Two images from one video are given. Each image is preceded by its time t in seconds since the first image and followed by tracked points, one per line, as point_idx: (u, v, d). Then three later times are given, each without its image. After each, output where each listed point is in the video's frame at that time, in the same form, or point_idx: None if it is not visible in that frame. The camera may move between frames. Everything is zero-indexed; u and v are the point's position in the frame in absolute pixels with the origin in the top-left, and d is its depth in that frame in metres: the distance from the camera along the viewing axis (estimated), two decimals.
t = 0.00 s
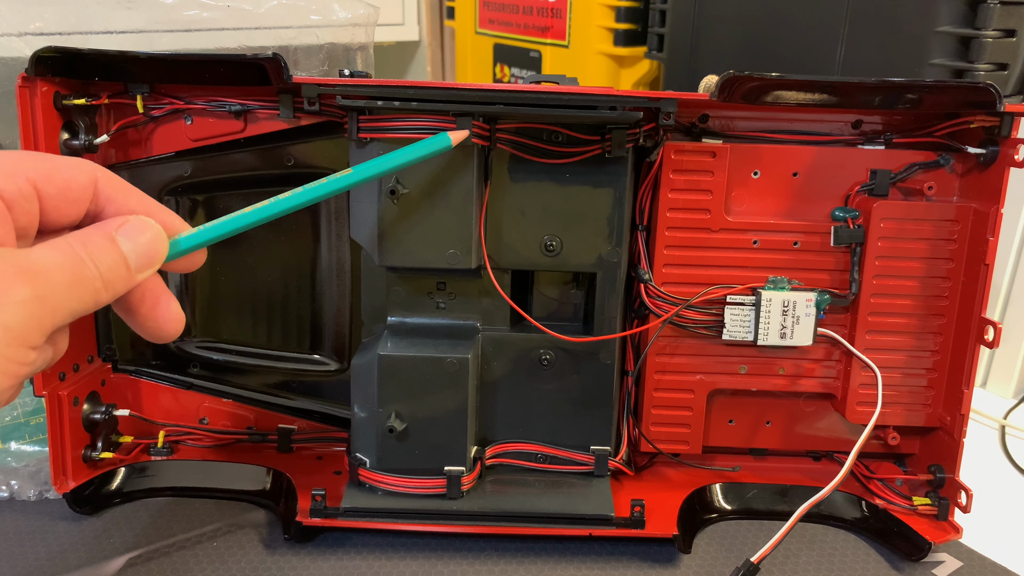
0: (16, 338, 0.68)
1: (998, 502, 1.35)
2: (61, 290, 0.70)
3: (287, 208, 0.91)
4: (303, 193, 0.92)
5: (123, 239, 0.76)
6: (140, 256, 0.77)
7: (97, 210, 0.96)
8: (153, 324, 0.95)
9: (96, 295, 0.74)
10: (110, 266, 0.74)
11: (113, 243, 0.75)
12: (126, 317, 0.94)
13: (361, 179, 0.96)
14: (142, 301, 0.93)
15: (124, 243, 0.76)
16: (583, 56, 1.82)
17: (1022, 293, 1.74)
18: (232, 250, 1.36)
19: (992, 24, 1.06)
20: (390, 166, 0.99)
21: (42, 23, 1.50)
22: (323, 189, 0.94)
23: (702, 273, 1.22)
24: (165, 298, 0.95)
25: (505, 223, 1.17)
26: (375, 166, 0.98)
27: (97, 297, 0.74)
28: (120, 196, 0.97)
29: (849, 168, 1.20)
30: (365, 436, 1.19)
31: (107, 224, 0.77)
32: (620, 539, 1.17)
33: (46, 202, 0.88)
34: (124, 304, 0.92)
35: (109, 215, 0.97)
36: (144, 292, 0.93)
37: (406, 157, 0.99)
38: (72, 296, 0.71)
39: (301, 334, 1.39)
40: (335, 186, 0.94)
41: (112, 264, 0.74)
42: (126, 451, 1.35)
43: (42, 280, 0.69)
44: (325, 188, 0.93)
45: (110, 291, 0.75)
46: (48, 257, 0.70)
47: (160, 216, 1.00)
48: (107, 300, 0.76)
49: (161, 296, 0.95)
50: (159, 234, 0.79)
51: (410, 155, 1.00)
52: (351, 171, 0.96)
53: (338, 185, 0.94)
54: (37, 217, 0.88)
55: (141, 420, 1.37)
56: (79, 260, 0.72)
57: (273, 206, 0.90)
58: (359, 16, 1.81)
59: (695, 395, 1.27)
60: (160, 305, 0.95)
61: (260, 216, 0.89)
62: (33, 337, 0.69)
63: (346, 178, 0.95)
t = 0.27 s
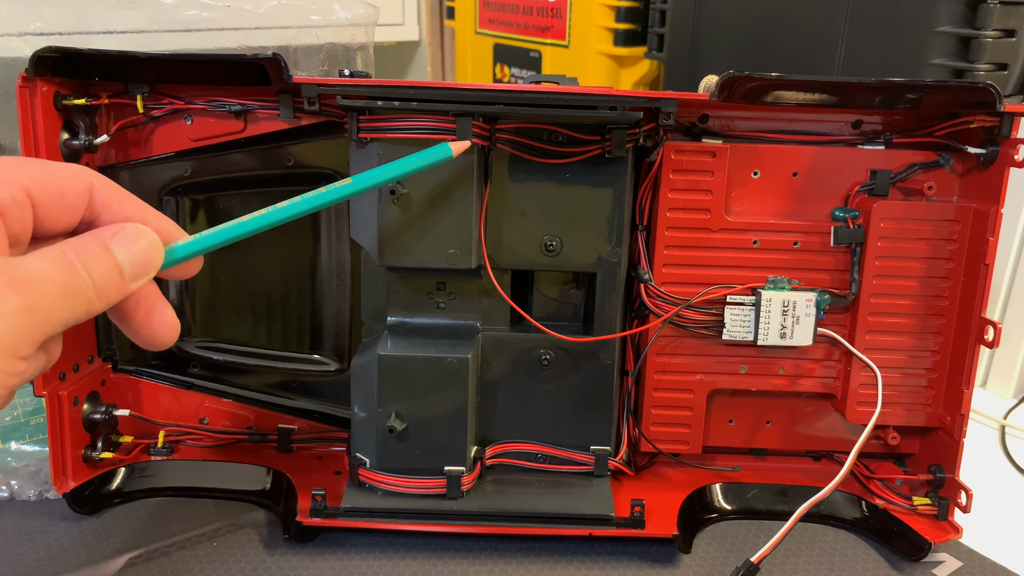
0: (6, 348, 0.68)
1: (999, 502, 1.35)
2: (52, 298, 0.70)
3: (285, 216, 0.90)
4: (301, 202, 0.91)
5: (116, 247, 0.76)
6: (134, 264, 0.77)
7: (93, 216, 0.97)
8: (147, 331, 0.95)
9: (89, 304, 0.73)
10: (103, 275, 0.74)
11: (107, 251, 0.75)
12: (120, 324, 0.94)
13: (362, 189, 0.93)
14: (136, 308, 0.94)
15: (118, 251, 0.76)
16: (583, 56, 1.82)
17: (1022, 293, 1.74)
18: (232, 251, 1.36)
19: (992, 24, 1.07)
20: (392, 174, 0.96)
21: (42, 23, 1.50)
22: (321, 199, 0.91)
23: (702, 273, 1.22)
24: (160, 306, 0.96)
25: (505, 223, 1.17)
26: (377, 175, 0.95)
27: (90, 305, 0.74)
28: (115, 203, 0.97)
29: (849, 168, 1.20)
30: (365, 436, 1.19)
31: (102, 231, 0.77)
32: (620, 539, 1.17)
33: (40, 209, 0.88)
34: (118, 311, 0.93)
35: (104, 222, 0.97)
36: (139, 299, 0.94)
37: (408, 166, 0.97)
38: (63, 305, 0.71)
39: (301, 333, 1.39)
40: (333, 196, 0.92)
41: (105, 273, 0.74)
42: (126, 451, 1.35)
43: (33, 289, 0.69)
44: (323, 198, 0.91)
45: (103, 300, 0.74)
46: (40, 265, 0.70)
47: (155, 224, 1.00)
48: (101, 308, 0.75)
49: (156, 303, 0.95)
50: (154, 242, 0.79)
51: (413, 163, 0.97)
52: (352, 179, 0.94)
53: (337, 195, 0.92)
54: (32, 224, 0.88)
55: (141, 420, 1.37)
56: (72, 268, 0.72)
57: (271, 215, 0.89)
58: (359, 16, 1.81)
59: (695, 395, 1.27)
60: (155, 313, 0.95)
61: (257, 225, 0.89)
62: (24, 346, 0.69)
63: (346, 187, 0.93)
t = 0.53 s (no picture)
0: (5, 350, 0.68)
1: (999, 502, 1.35)
2: (52, 299, 0.70)
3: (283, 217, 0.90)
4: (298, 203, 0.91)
5: (114, 249, 0.76)
6: (133, 266, 0.77)
7: (90, 219, 0.96)
8: (146, 334, 0.95)
9: (88, 306, 0.73)
10: (102, 276, 0.74)
11: (105, 252, 0.75)
12: (119, 326, 0.94)
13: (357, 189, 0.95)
14: (136, 311, 0.93)
15: (117, 253, 0.76)
16: (583, 56, 1.82)
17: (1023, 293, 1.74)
18: (232, 250, 1.36)
19: (992, 24, 1.06)
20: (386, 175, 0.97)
21: (41, 23, 1.51)
22: (318, 199, 0.92)
23: (702, 273, 1.22)
24: (159, 308, 0.96)
25: (505, 223, 1.17)
26: (371, 175, 0.96)
27: (88, 307, 0.74)
28: (112, 206, 0.97)
29: (849, 168, 1.20)
30: (365, 436, 1.19)
31: (101, 234, 0.77)
32: (620, 539, 1.17)
33: (37, 212, 0.88)
34: (117, 314, 0.92)
35: (101, 225, 0.97)
36: (137, 301, 0.93)
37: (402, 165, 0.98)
38: (62, 306, 0.71)
39: (302, 333, 1.39)
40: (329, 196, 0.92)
41: (104, 274, 0.74)
42: (126, 451, 1.35)
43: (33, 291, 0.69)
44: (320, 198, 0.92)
45: (102, 301, 0.75)
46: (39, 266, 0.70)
47: (153, 226, 1.00)
48: (100, 309, 0.75)
49: (154, 305, 0.95)
50: (152, 244, 0.79)
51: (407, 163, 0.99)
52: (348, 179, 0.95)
53: (333, 194, 0.93)
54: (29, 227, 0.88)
55: (141, 420, 1.37)
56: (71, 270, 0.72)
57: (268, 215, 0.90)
58: (359, 16, 1.81)
59: (695, 395, 1.27)
60: (154, 315, 0.95)
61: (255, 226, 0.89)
62: (23, 348, 0.69)
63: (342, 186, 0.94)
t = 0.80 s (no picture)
0: None
1: (998, 502, 1.35)
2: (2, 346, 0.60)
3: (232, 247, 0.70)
4: (250, 229, 0.70)
5: (72, 287, 0.65)
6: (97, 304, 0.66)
7: (47, 258, 0.85)
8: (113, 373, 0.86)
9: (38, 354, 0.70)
10: (57, 319, 0.64)
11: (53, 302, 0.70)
12: (84, 366, 0.86)
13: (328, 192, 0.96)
14: (100, 348, 0.85)
15: (75, 292, 0.65)
16: (583, 56, 1.82)
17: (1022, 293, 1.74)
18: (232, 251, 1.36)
19: (992, 24, 1.07)
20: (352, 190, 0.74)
21: (42, 23, 1.50)
22: (273, 223, 0.71)
23: (702, 273, 1.22)
24: (125, 344, 0.87)
25: (505, 223, 1.17)
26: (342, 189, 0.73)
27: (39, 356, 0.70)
28: (70, 241, 0.86)
29: (849, 168, 1.20)
30: (365, 436, 1.19)
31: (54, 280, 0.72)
32: (620, 539, 1.17)
33: None
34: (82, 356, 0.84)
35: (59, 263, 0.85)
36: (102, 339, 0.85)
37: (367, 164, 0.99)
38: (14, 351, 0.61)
39: (301, 333, 1.39)
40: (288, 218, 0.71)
41: (59, 314, 0.64)
42: (126, 451, 1.35)
43: None
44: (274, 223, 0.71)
45: (60, 345, 0.64)
46: None
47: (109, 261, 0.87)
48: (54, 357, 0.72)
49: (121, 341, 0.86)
50: (115, 278, 0.67)
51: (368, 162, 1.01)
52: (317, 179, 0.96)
53: (294, 216, 0.71)
54: None
55: (141, 420, 1.37)
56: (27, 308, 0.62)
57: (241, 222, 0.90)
58: (359, 16, 1.81)
59: (695, 395, 1.27)
60: (120, 352, 0.86)
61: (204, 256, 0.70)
62: None
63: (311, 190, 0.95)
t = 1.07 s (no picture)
0: None
1: (999, 502, 1.35)
2: None
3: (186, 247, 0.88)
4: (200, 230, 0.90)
5: (22, 295, 0.75)
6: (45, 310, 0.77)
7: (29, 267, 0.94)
8: (65, 378, 0.93)
9: None
10: (11, 324, 0.73)
11: (12, 300, 0.74)
12: (39, 372, 0.92)
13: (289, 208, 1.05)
14: (54, 356, 0.92)
15: (25, 299, 0.75)
16: (583, 56, 1.82)
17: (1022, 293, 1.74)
18: (232, 250, 1.36)
19: (992, 24, 1.07)
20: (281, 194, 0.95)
21: (42, 23, 1.50)
22: (218, 223, 0.90)
23: (702, 273, 1.22)
24: (78, 350, 0.94)
25: (505, 223, 1.17)
26: (278, 190, 0.94)
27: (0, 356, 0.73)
28: (18, 253, 0.95)
29: (849, 168, 1.20)
30: (365, 436, 1.19)
31: (3, 282, 0.75)
32: (620, 539, 1.17)
33: None
34: (35, 360, 0.91)
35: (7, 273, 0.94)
36: (55, 346, 0.92)
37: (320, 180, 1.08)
38: None
39: (301, 333, 1.39)
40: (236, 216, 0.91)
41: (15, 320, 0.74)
42: (126, 451, 1.35)
43: None
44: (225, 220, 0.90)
45: (13, 350, 0.74)
46: None
47: (62, 269, 0.97)
48: (11, 358, 0.75)
49: (75, 350, 0.93)
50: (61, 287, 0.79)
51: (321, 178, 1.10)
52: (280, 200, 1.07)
53: (237, 215, 0.91)
54: None
55: (141, 420, 1.37)
56: None
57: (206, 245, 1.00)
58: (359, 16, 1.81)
59: (695, 395, 1.27)
60: (73, 359, 0.93)
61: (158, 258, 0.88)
62: None
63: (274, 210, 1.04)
